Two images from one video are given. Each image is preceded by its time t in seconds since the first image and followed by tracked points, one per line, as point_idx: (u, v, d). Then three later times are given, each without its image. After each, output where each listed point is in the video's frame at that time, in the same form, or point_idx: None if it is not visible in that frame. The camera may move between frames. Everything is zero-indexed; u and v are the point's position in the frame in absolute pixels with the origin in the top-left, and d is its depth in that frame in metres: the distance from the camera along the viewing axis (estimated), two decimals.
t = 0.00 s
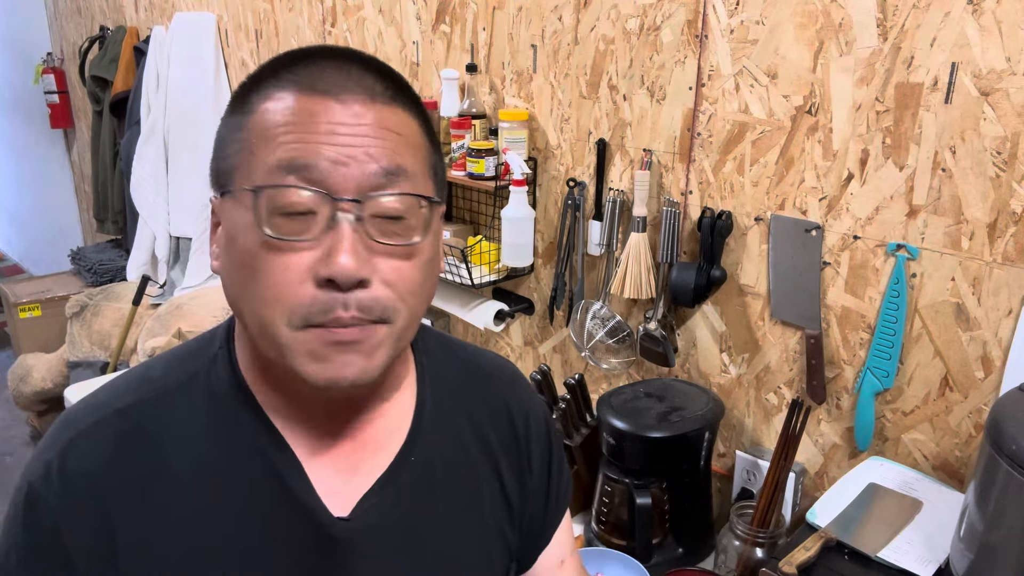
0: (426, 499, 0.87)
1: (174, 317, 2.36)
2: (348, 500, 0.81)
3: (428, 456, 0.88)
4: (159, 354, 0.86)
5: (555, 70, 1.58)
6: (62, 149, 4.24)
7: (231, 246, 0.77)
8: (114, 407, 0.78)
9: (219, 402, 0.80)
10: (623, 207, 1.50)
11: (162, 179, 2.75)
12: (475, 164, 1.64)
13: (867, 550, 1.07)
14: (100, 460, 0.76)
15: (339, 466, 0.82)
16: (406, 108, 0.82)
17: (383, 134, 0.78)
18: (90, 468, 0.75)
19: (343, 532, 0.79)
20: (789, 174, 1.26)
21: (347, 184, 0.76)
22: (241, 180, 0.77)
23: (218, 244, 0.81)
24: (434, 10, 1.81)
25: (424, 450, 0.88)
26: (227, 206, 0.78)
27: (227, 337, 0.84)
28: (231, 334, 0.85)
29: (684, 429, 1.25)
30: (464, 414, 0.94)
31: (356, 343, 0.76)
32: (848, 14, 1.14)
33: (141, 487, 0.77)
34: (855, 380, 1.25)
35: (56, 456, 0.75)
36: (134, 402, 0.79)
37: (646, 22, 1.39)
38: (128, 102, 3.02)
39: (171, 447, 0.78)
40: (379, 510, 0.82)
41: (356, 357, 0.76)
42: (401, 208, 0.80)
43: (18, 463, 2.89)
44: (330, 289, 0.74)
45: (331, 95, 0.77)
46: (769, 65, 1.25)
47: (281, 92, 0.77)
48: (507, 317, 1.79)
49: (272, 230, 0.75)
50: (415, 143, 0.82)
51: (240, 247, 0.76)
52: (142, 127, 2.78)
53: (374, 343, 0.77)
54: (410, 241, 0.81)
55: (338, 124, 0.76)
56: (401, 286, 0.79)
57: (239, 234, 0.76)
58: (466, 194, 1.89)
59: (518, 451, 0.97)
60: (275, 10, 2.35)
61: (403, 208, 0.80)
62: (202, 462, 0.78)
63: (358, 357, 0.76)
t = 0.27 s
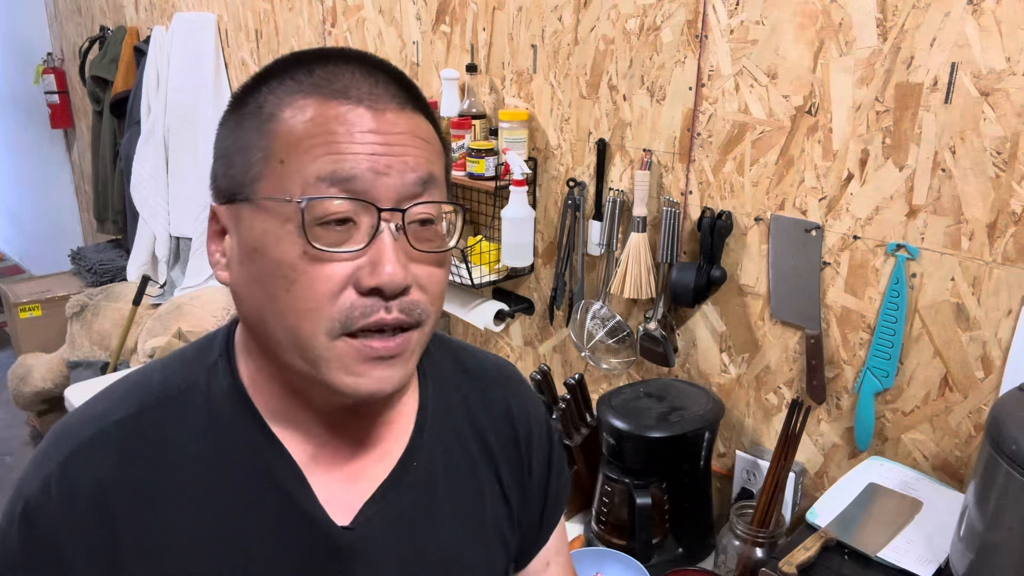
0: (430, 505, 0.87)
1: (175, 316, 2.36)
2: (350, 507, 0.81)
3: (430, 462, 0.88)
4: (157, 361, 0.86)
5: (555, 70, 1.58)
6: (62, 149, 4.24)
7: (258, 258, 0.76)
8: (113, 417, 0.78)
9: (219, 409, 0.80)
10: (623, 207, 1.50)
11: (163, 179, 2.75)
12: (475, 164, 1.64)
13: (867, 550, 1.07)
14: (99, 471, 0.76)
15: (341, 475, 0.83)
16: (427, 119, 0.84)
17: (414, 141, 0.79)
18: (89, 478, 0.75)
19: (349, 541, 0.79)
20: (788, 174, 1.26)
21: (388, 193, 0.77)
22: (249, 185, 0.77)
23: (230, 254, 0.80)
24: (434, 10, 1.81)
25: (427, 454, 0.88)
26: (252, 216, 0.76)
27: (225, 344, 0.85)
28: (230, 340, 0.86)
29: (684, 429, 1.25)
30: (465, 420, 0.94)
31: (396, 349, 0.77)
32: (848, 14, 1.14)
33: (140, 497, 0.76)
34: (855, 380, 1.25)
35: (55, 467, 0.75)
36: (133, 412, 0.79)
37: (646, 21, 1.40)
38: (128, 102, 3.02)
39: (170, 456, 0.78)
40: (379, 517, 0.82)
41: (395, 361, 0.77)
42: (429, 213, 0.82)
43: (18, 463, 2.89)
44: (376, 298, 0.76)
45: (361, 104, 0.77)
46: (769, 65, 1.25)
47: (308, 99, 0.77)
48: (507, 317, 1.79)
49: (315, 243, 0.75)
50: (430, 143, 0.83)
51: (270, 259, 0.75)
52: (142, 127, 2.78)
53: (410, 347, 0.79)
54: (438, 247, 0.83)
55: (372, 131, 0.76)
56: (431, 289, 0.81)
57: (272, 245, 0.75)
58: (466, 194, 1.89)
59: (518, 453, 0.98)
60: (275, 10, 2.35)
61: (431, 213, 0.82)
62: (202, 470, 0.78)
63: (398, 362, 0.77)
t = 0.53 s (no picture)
0: (430, 507, 0.87)
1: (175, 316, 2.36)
2: (352, 509, 0.81)
3: (429, 464, 0.88)
4: (153, 365, 0.86)
5: (555, 70, 1.58)
6: (62, 149, 4.24)
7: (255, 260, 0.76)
8: (111, 421, 0.78)
9: (218, 412, 0.80)
10: (623, 207, 1.50)
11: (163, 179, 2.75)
12: (475, 164, 1.64)
13: (867, 550, 1.07)
14: (97, 475, 0.75)
15: (341, 476, 0.83)
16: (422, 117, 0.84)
17: (411, 139, 0.80)
18: (87, 482, 0.75)
19: (352, 544, 0.79)
20: (788, 174, 1.26)
21: (384, 191, 0.77)
22: (247, 188, 0.76)
23: (227, 257, 0.80)
24: (434, 10, 1.81)
25: (426, 456, 0.88)
26: (250, 218, 0.76)
27: (223, 347, 0.85)
28: (227, 344, 0.86)
29: (684, 429, 1.25)
30: (463, 422, 0.95)
31: (395, 348, 0.77)
32: (848, 14, 1.14)
33: (138, 502, 0.76)
34: (855, 380, 1.25)
35: (53, 471, 0.74)
36: (131, 415, 0.78)
37: (646, 21, 1.40)
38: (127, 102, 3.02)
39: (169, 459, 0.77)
40: (382, 519, 0.82)
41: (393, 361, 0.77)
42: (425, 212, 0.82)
43: (18, 463, 2.89)
44: (373, 297, 0.76)
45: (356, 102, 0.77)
46: (769, 65, 1.25)
47: (304, 99, 0.77)
48: (507, 317, 1.79)
49: (310, 242, 0.75)
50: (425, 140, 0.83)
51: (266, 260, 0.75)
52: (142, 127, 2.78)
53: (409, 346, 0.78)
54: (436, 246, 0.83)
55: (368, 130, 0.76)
56: (429, 289, 0.81)
57: (269, 246, 0.75)
58: (466, 194, 1.89)
59: (516, 455, 0.98)
60: (275, 10, 2.36)
61: (427, 212, 0.82)
62: (202, 473, 0.77)
63: (398, 363, 0.77)
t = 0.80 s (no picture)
0: (425, 508, 0.86)
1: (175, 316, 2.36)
2: (347, 510, 0.81)
3: (424, 464, 0.88)
4: (145, 370, 0.86)
5: (555, 70, 1.58)
6: (63, 149, 4.24)
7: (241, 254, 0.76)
8: (103, 424, 0.78)
9: (212, 414, 0.80)
10: (623, 207, 1.50)
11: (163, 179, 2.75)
12: (475, 164, 1.64)
13: (867, 550, 1.07)
14: (90, 478, 0.75)
15: (336, 477, 0.83)
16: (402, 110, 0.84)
17: (393, 130, 0.80)
18: (80, 486, 0.74)
19: (346, 545, 0.78)
20: (789, 174, 1.26)
21: (365, 180, 0.77)
22: (239, 186, 0.76)
23: (216, 256, 0.80)
24: (434, 10, 1.81)
25: (420, 457, 0.88)
26: (235, 214, 0.76)
27: (215, 350, 0.85)
28: (219, 347, 0.86)
29: (684, 429, 1.25)
30: (457, 423, 0.94)
31: (380, 340, 0.76)
32: (848, 14, 1.14)
33: (132, 504, 0.76)
34: (855, 380, 1.25)
35: (45, 476, 0.74)
36: (124, 418, 0.78)
37: (646, 21, 1.40)
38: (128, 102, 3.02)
39: (161, 461, 0.77)
40: (378, 520, 0.81)
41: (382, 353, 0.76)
42: (410, 200, 0.81)
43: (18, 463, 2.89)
44: (357, 286, 0.75)
45: (336, 94, 0.78)
46: (769, 65, 1.25)
47: (283, 93, 0.77)
48: (507, 317, 1.79)
49: (292, 232, 0.75)
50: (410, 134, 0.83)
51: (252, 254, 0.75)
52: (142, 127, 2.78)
53: (394, 341, 0.78)
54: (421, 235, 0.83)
55: (349, 121, 0.77)
56: (416, 279, 0.81)
57: (254, 240, 0.75)
58: (466, 194, 1.89)
59: (511, 455, 0.98)
60: (276, 11, 2.36)
61: (412, 201, 0.81)
62: (196, 476, 0.77)
63: (386, 354, 0.77)
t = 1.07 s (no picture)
0: (413, 511, 0.86)
1: (175, 317, 2.36)
2: (332, 515, 0.81)
3: (411, 468, 0.88)
4: (128, 373, 0.85)
5: (555, 70, 1.58)
6: (63, 149, 4.24)
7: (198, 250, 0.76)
8: (90, 429, 0.77)
9: (199, 418, 0.80)
10: (623, 207, 1.50)
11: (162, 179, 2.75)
12: (475, 164, 1.64)
13: (867, 550, 1.07)
14: (77, 484, 0.74)
15: (321, 481, 0.82)
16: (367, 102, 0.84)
17: (347, 121, 0.80)
18: (67, 492, 0.74)
19: (332, 550, 0.78)
20: (788, 174, 1.26)
21: (310, 170, 0.77)
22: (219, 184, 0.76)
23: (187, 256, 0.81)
24: (434, 10, 1.81)
25: (408, 459, 0.88)
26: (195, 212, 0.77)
27: (198, 353, 0.85)
28: (202, 349, 0.86)
29: (684, 429, 1.25)
30: (445, 425, 0.94)
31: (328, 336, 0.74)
32: (848, 14, 1.14)
33: (120, 510, 0.75)
34: (855, 380, 1.25)
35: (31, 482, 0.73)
36: (111, 423, 0.78)
37: (646, 22, 1.40)
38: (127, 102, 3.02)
39: (149, 466, 0.77)
40: (365, 525, 0.81)
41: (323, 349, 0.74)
42: (366, 193, 0.80)
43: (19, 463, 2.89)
44: (297, 276, 0.74)
45: (290, 87, 0.78)
46: (769, 65, 1.25)
47: (243, 88, 0.78)
48: (507, 318, 1.79)
49: (234, 222, 0.75)
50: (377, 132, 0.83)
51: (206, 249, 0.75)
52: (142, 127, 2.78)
53: (347, 338, 0.75)
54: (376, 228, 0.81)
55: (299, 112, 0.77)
56: (369, 274, 0.79)
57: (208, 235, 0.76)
58: (466, 194, 1.89)
59: (501, 457, 0.97)
60: (276, 11, 2.35)
61: (368, 193, 0.81)
62: (184, 479, 0.77)
63: (333, 351, 0.74)
